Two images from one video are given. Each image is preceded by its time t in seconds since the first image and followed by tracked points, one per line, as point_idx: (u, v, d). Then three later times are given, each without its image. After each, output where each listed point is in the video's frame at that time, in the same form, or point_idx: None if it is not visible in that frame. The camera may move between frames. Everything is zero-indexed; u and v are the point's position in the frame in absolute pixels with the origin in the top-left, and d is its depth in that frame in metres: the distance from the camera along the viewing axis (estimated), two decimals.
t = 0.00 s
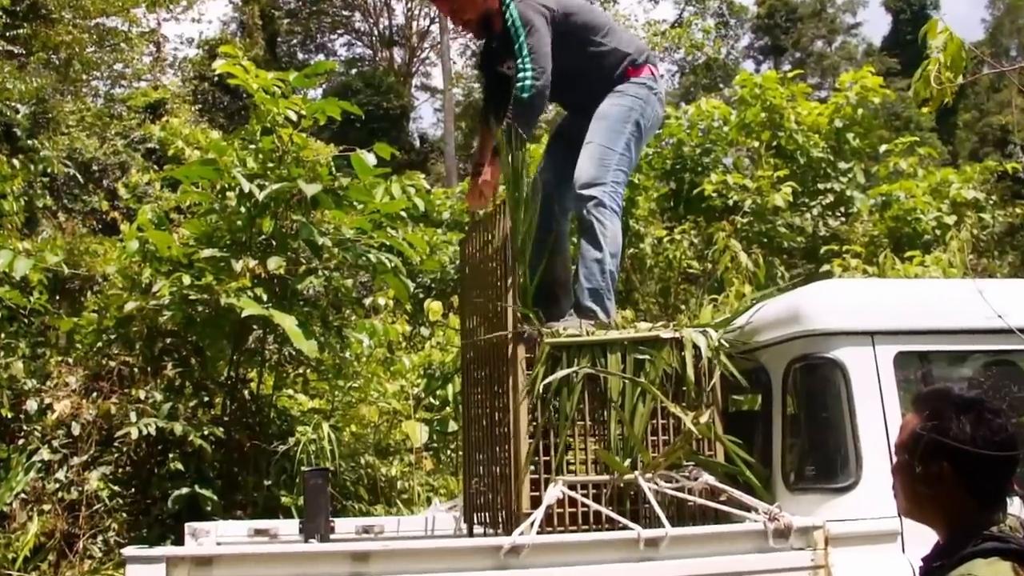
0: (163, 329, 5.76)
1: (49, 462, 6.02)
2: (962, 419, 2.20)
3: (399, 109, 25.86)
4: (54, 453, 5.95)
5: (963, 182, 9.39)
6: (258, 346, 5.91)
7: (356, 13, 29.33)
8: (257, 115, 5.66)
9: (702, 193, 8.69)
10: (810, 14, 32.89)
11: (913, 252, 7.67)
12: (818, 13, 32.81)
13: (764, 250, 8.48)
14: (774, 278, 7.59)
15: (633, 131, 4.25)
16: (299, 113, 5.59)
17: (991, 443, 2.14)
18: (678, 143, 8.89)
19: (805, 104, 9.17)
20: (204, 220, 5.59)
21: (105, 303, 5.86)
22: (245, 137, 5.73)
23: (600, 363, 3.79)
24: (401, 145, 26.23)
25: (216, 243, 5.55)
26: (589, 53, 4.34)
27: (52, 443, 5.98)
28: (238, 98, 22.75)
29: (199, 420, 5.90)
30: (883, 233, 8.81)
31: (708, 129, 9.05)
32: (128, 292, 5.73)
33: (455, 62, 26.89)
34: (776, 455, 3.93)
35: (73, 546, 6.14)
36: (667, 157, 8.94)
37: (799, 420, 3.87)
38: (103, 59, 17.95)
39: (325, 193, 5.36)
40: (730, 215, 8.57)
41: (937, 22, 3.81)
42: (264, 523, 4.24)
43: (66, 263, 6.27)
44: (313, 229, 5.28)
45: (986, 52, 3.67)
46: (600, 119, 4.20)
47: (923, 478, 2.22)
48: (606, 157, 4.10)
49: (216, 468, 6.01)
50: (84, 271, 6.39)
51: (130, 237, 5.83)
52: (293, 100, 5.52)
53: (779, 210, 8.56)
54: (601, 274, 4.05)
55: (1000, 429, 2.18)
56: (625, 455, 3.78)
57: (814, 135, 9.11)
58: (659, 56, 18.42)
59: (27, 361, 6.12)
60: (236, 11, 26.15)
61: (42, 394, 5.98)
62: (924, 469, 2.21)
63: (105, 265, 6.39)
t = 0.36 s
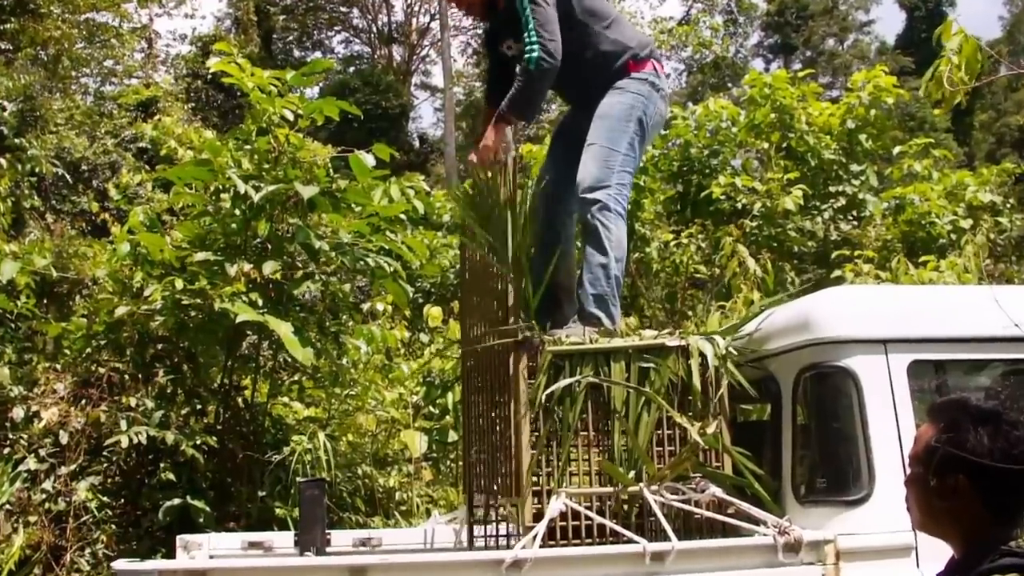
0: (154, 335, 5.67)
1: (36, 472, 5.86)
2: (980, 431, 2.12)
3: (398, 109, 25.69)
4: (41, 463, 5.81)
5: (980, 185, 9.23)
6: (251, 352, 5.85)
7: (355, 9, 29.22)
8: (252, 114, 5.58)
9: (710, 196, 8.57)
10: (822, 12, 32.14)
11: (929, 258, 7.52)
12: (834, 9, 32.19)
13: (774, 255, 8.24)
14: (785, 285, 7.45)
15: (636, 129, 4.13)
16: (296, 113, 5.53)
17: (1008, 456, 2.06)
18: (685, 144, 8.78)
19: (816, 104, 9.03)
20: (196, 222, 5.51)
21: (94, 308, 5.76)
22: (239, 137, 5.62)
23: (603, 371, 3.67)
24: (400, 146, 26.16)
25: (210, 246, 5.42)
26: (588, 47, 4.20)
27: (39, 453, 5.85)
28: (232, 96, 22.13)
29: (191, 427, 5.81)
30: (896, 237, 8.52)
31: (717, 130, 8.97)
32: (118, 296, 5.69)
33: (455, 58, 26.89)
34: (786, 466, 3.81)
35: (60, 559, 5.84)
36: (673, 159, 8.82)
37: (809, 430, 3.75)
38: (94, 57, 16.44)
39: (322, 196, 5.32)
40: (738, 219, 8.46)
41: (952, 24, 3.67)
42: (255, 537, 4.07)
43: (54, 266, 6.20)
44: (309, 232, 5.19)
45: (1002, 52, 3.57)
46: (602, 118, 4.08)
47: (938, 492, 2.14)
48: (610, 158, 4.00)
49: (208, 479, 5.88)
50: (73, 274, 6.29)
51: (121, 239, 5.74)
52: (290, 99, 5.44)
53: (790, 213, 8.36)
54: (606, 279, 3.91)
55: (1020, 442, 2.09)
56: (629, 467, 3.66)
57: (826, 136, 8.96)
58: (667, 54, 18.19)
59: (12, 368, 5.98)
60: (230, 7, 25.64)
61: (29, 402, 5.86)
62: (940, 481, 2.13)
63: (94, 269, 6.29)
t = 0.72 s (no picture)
0: (139, 343, 5.53)
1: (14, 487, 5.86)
2: (1003, 440, 1.98)
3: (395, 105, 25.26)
4: (18, 478, 5.81)
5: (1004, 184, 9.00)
6: (241, 361, 5.63)
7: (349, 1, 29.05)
8: (242, 112, 5.43)
9: (721, 197, 8.42)
10: (837, 3, 31.95)
11: (949, 261, 7.35)
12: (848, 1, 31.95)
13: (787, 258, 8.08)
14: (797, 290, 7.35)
15: (639, 127, 3.89)
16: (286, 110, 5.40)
17: None
18: (694, 143, 8.56)
19: (831, 101, 8.80)
20: (183, 225, 5.35)
21: (75, 314, 5.62)
22: (228, 136, 5.49)
23: (609, 380, 3.50)
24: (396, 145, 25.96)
25: (196, 250, 5.27)
26: (589, 37, 3.96)
27: (18, 467, 5.84)
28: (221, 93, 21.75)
29: (178, 439, 5.62)
30: (917, 239, 8.45)
31: (727, 128, 8.71)
32: (101, 303, 5.57)
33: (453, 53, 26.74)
34: (799, 479, 3.64)
35: None
36: (682, 158, 8.60)
37: (823, 441, 3.58)
38: (78, 51, 15.64)
39: (315, 197, 5.15)
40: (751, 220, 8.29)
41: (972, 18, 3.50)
42: (246, 553, 3.89)
43: (32, 270, 6.12)
44: (300, 235, 5.07)
45: None
46: (603, 116, 3.84)
47: (956, 504, 2.02)
48: (611, 157, 3.77)
49: (195, 493, 5.74)
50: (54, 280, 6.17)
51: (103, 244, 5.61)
52: (280, 96, 5.31)
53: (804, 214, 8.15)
54: (610, 285, 3.71)
55: None
56: (635, 480, 3.49)
57: (842, 133, 8.72)
58: (675, 47, 17.98)
59: None
60: None
61: (7, 413, 5.85)
62: (958, 494, 2.01)
63: (76, 274, 6.18)
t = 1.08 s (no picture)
0: (125, 345, 5.36)
1: None
2: None
3: (389, 99, 25.16)
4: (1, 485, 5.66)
5: None
6: (231, 364, 5.60)
7: None
8: (230, 105, 5.29)
9: (729, 193, 8.26)
10: None
11: (970, 260, 7.20)
12: None
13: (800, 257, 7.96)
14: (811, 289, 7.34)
15: (638, 116, 3.75)
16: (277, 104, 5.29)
17: None
18: (702, 137, 8.44)
19: (846, 93, 8.67)
20: (169, 223, 5.22)
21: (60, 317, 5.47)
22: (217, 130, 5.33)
23: (612, 382, 3.36)
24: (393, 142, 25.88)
25: (184, 248, 5.16)
26: (586, 15, 3.81)
27: None
28: (208, 86, 21.60)
29: (166, 446, 5.51)
30: (934, 238, 8.23)
31: (737, 121, 8.59)
32: (85, 304, 5.35)
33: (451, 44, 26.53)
34: (811, 485, 3.50)
35: None
36: (689, 153, 8.49)
37: (836, 446, 3.44)
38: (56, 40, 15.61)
39: (308, 193, 5.04)
40: (761, 218, 8.18)
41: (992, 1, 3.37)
42: (238, 562, 3.71)
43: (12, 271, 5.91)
44: (292, 233, 4.88)
45: None
46: (598, 107, 3.70)
47: (974, 509, 1.92)
48: (610, 150, 3.63)
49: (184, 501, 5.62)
50: (35, 280, 6.02)
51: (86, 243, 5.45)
52: (270, 89, 5.19)
53: (816, 211, 8.04)
54: (613, 283, 3.56)
55: None
56: (640, 485, 3.38)
57: (856, 126, 8.59)
58: (682, 37, 17.76)
59: None
60: None
61: None
62: (974, 499, 1.92)
63: (58, 274, 6.06)
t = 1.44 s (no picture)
0: (124, 326, 5.33)
1: None
2: None
3: (392, 76, 24.97)
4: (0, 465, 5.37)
5: None
6: (233, 345, 5.57)
7: None
8: (230, 82, 5.27)
9: (739, 172, 8.17)
10: None
11: (986, 243, 7.10)
12: None
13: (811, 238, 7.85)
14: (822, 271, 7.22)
15: (641, 91, 3.67)
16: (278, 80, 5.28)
17: None
18: (712, 116, 8.36)
19: (860, 71, 8.57)
20: (169, 201, 5.20)
21: (58, 297, 5.43)
22: (217, 108, 5.31)
23: (619, 363, 3.32)
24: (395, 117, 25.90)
25: (184, 227, 5.14)
26: None
27: None
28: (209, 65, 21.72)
29: (167, 426, 5.50)
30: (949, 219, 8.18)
31: (747, 100, 8.47)
32: (84, 283, 5.33)
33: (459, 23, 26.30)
34: (821, 468, 3.44)
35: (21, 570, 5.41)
36: (698, 132, 8.40)
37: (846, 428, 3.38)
38: (53, 17, 15.39)
39: (310, 170, 5.02)
40: (771, 197, 8.04)
41: None
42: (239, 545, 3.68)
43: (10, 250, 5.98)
44: (294, 211, 4.91)
45: None
46: (600, 83, 3.63)
47: (991, 490, 1.82)
48: (615, 127, 3.55)
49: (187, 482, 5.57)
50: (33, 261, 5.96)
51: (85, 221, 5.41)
52: (271, 65, 5.16)
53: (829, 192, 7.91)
54: (620, 261, 3.51)
55: None
56: (647, 467, 3.33)
57: (870, 106, 8.49)
58: (691, 15, 17.62)
59: None
60: None
61: None
62: (992, 479, 1.82)
63: (56, 254, 6.00)
